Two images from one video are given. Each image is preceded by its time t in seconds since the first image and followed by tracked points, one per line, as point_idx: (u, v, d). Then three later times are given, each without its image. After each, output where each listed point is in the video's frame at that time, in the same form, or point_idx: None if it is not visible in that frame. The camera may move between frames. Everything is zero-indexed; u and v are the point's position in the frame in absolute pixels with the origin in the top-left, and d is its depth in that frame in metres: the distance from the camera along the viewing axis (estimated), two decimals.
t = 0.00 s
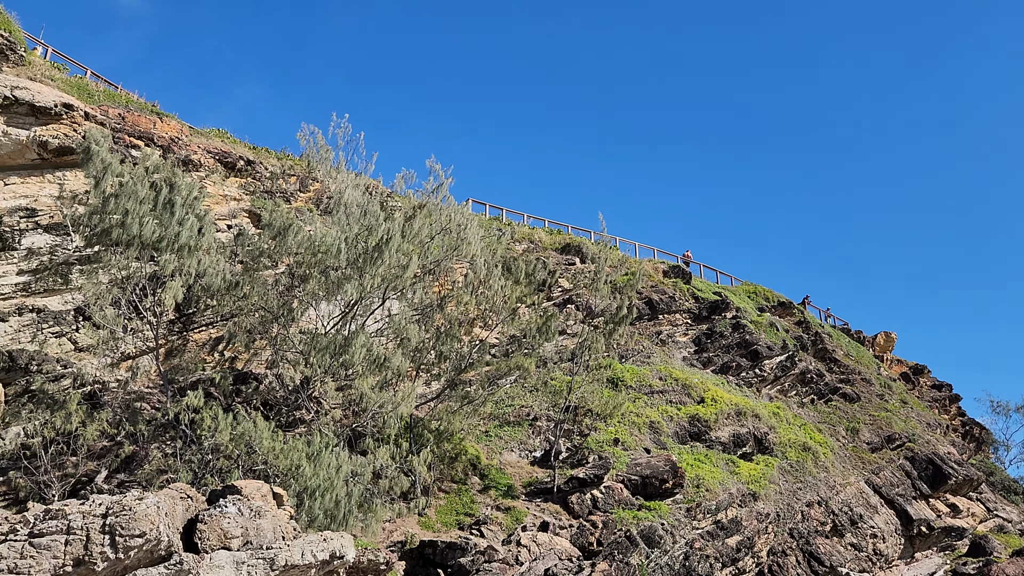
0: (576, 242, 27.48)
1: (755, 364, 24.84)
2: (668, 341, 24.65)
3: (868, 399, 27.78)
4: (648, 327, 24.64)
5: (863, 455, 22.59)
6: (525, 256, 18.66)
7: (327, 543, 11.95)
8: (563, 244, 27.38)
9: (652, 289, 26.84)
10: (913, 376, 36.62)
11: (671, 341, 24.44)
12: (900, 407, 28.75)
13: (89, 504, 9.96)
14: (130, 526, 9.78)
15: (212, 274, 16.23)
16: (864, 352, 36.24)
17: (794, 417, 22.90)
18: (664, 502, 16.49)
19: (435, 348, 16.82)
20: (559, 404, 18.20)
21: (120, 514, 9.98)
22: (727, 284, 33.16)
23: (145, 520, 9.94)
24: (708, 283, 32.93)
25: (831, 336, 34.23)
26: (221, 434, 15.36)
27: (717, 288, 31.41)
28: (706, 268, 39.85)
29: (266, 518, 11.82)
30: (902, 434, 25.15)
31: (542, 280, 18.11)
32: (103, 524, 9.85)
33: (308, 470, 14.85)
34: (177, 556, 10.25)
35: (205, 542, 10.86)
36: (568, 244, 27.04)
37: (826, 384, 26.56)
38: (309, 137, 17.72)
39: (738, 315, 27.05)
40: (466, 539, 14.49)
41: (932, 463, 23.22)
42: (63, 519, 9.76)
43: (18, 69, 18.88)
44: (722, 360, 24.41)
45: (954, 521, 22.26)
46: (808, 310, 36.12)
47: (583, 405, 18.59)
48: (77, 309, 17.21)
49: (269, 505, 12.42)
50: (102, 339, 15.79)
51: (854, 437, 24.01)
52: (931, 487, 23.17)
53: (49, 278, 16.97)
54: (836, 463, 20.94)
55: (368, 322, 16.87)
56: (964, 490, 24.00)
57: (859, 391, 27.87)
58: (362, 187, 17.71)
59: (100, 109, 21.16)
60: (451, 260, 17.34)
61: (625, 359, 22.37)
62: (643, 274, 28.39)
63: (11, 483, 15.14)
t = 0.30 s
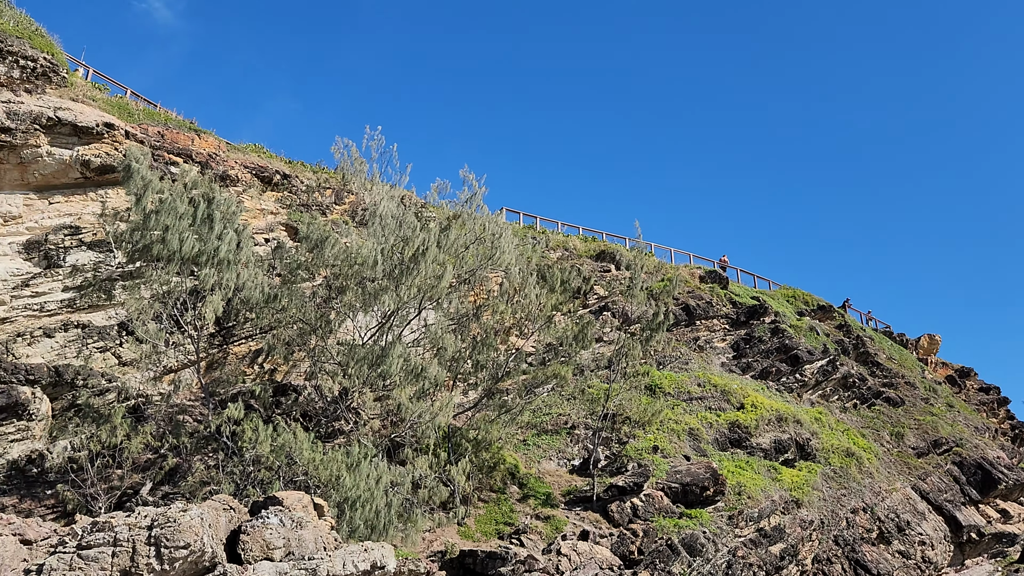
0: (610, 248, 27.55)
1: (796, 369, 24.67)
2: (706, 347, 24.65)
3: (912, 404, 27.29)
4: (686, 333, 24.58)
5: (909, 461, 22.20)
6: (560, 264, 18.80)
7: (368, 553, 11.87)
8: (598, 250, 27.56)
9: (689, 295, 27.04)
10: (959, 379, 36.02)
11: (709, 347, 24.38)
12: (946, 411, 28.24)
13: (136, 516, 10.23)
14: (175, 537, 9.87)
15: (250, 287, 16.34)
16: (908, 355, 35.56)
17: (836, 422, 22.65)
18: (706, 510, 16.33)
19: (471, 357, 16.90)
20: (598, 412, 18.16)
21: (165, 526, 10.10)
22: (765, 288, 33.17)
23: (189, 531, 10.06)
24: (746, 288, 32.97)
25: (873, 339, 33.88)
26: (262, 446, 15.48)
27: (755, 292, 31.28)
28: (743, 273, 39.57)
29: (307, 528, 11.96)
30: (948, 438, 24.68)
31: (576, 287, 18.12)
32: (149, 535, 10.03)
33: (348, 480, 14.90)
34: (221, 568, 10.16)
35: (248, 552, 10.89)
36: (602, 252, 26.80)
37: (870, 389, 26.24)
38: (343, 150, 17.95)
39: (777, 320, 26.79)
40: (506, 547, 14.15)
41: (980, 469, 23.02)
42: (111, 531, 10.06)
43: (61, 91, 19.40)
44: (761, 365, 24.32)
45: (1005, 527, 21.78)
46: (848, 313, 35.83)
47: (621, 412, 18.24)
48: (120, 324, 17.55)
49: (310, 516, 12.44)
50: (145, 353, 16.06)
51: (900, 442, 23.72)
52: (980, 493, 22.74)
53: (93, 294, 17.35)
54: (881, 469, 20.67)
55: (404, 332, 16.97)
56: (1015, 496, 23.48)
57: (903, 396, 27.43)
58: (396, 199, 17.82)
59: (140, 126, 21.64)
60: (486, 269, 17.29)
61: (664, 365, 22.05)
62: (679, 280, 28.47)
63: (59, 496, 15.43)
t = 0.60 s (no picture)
0: (643, 255, 28.05)
1: (836, 373, 24.39)
2: (743, 351, 24.88)
3: (958, 407, 26.77)
4: (722, 338, 25.13)
5: (955, 466, 22.00)
6: (593, 270, 18.89)
7: (407, 563, 11.56)
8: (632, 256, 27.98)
9: (725, 301, 27.22)
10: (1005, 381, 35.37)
11: (746, 352, 24.64)
12: (991, 413, 27.64)
13: (177, 527, 10.25)
14: (216, 548, 9.88)
15: (287, 299, 16.56)
16: (951, 357, 35.01)
17: (878, 426, 22.39)
18: (746, 518, 16.19)
19: (507, 365, 16.85)
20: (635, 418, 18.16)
21: (206, 537, 10.11)
22: (803, 292, 33.68)
23: (230, 542, 10.06)
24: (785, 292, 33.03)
25: (915, 342, 33.59)
26: (301, 457, 15.59)
27: (792, 297, 31.17)
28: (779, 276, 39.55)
29: (347, 538, 11.86)
30: (994, 441, 24.21)
31: (610, 293, 18.00)
32: (191, 547, 10.06)
33: (388, 490, 14.84)
34: None
35: (288, 563, 10.92)
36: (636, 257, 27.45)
37: (913, 392, 25.88)
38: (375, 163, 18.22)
39: (816, 324, 26.76)
40: (545, 558, 14.36)
41: None
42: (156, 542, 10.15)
43: (101, 110, 19.95)
44: (800, 370, 24.21)
45: None
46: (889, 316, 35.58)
47: (659, 418, 18.42)
48: (161, 338, 17.85)
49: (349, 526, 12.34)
50: (185, 366, 16.33)
51: (945, 446, 23.39)
52: None
53: (134, 309, 17.69)
54: (926, 475, 20.42)
55: (439, 341, 17.01)
56: None
57: (947, 398, 26.95)
58: (429, 209, 17.98)
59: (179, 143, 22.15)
60: (520, 277, 17.26)
61: (700, 371, 22.48)
62: (715, 285, 28.57)
63: (104, 508, 15.67)
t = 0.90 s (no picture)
0: (677, 259, 28.17)
1: (876, 376, 24.08)
2: (781, 355, 24.74)
3: (1004, 409, 26.30)
4: (759, 342, 24.78)
5: (1002, 468, 21.68)
6: (627, 275, 18.92)
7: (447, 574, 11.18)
8: (666, 261, 28.06)
9: (761, 304, 27.11)
10: None
11: (784, 355, 24.50)
12: None
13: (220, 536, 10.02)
14: (258, 557, 9.63)
15: (322, 310, 16.65)
16: (995, 357, 34.46)
17: (921, 429, 22.04)
18: (788, 524, 15.94)
19: (541, 372, 16.92)
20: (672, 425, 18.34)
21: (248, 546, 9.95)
22: (841, 294, 33.63)
23: (272, 551, 9.80)
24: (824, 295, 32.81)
25: (957, 342, 33.17)
26: (339, 466, 15.59)
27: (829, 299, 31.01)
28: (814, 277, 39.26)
29: (386, 548, 11.50)
30: None
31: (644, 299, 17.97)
32: (234, 555, 9.82)
33: (424, 499, 14.69)
34: None
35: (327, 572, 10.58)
36: (670, 262, 27.62)
37: (957, 395, 25.49)
38: (408, 173, 18.35)
39: (855, 325, 26.46)
40: (584, 565, 14.29)
41: None
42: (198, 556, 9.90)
43: (138, 127, 20.29)
44: (840, 373, 23.97)
45: None
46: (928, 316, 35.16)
47: (695, 424, 18.32)
48: (199, 350, 18.26)
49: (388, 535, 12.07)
50: (224, 377, 16.51)
51: (991, 449, 22.95)
52: None
53: (173, 321, 18.09)
54: (972, 478, 20.11)
55: (474, 349, 17.01)
56: None
57: (992, 400, 26.48)
58: (462, 218, 18.05)
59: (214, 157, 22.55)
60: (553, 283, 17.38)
61: (738, 376, 22.40)
62: (750, 288, 28.46)
63: (147, 519, 15.94)
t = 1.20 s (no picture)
0: (712, 262, 28.20)
1: (919, 378, 23.76)
2: (821, 358, 24.60)
3: None
4: (798, 344, 24.97)
5: None
6: (662, 280, 18.96)
7: None
8: (701, 265, 28.11)
9: (799, 306, 26.95)
10: None
11: (824, 358, 24.35)
12: None
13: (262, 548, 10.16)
14: (299, 567, 9.67)
15: (359, 319, 16.79)
16: None
17: (967, 431, 21.65)
18: (831, 528, 15.74)
19: (578, 378, 16.96)
20: (711, 429, 18.52)
21: (289, 556, 9.94)
22: (881, 295, 33.39)
23: (312, 561, 9.85)
24: (863, 295, 32.57)
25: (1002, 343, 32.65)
26: (376, 474, 15.61)
27: (868, 300, 30.82)
28: (853, 278, 38.94)
29: (426, 556, 10.76)
30: None
31: (679, 303, 17.90)
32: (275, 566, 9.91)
33: (462, 506, 14.75)
34: None
35: None
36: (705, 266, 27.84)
37: (1003, 395, 24.97)
38: (440, 182, 18.53)
39: (896, 325, 26.26)
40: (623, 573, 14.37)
41: None
42: (240, 564, 10.09)
43: (176, 142, 20.70)
44: (881, 375, 23.71)
45: None
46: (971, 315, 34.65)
47: (734, 428, 18.32)
48: (238, 360, 18.44)
49: (427, 543, 11.27)
50: (261, 387, 16.59)
51: None
52: None
53: (212, 333, 18.33)
54: (1022, 481, 19.72)
55: (510, 356, 17.03)
56: None
57: None
58: (496, 225, 18.13)
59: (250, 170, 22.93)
60: (588, 289, 17.38)
61: (777, 379, 22.36)
62: (787, 290, 28.35)
63: (190, 529, 16.05)
